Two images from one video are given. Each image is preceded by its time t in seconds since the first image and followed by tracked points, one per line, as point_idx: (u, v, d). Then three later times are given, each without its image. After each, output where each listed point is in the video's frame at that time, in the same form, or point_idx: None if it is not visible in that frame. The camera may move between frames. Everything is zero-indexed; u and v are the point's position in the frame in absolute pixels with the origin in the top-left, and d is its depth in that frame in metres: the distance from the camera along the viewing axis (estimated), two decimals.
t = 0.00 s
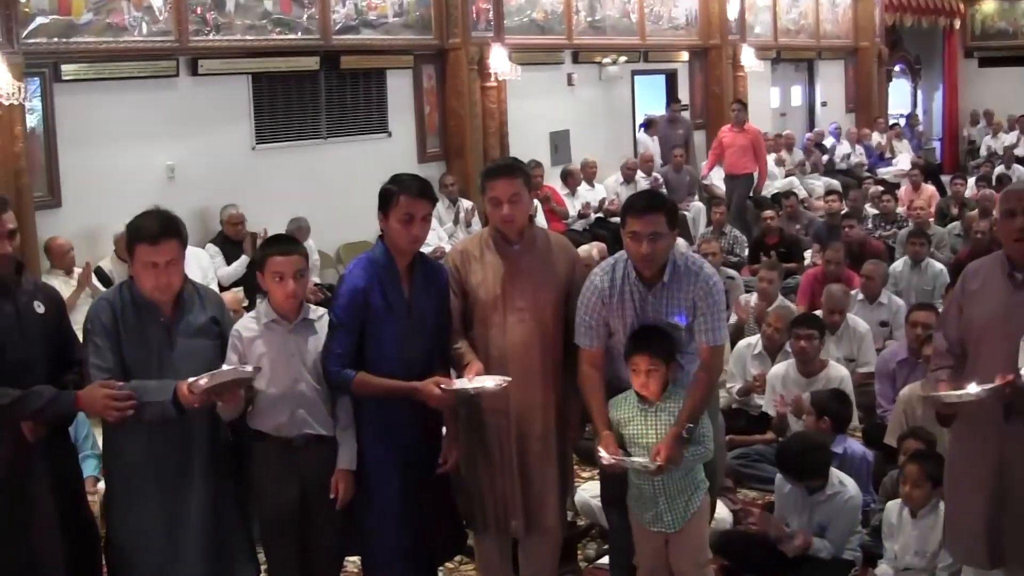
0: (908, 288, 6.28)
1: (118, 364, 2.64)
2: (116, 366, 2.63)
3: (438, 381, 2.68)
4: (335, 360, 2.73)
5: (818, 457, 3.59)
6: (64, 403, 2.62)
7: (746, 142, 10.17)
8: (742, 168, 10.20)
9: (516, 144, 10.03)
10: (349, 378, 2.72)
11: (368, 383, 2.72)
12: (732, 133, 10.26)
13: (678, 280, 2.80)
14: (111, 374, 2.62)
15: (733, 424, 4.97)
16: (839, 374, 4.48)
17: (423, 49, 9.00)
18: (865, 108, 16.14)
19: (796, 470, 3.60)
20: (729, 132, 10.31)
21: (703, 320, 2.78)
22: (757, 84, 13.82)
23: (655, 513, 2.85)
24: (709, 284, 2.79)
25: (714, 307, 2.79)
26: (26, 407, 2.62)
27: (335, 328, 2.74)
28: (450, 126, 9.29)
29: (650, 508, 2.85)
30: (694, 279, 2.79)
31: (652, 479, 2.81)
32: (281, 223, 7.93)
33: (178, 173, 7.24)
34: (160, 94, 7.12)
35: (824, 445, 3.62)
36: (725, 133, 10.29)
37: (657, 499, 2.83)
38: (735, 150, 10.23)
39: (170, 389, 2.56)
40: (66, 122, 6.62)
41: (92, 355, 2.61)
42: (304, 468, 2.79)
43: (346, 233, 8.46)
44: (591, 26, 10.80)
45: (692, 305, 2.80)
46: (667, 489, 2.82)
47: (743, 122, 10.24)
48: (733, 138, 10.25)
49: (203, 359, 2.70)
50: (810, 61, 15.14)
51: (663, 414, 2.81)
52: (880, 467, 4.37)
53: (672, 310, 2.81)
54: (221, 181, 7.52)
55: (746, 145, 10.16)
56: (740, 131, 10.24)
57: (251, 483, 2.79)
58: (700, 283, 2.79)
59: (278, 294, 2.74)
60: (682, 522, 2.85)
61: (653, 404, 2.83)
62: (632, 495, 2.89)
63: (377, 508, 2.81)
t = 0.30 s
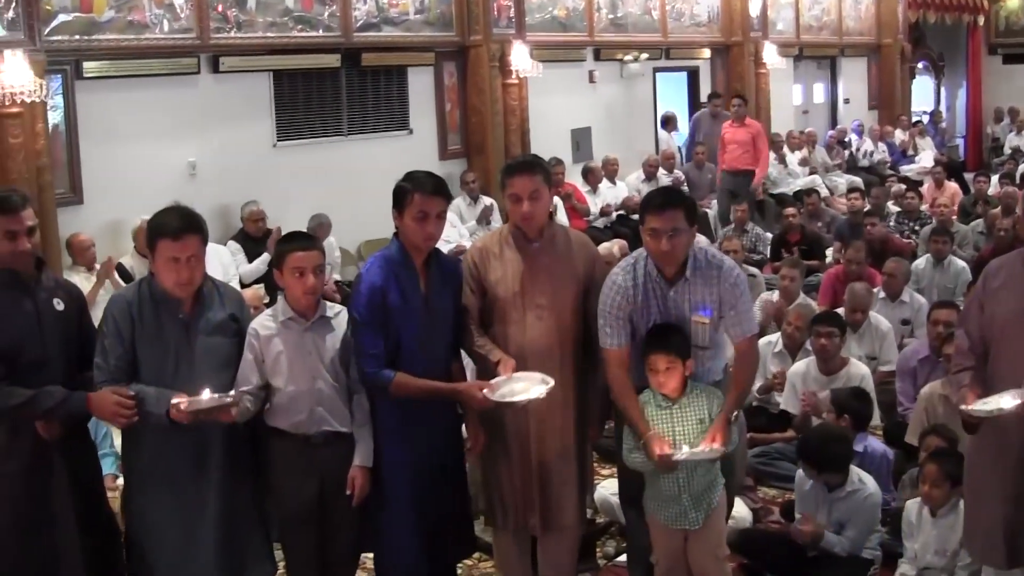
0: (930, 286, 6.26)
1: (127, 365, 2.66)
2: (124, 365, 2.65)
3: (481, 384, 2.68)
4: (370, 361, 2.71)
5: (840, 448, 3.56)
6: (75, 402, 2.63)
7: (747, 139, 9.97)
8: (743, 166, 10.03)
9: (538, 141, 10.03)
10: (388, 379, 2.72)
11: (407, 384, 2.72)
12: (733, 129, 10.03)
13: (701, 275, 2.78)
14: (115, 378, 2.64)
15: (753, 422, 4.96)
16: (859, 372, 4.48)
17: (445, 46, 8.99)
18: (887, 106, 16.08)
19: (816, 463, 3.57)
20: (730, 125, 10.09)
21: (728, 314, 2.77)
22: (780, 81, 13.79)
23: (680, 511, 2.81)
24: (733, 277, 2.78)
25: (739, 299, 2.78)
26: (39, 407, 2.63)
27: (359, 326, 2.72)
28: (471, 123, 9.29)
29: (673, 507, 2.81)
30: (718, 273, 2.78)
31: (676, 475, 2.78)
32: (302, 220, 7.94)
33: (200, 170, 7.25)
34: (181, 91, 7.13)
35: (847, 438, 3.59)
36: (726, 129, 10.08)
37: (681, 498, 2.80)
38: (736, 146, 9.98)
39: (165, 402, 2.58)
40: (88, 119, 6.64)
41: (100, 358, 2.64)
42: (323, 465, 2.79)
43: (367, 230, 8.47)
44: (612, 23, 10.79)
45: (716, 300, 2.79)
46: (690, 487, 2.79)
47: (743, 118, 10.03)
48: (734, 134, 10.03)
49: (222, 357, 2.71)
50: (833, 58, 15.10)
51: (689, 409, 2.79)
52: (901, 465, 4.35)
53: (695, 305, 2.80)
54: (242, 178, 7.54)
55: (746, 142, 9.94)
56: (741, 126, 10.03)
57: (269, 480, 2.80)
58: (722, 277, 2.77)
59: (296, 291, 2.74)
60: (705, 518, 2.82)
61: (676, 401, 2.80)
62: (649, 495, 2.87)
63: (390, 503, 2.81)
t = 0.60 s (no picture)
0: (952, 283, 6.24)
1: (150, 362, 2.67)
2: (147, 360, 2.66)
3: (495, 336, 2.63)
4: (392, 352, 2.72)
5: (863, 442, 3.55)
6: (98, 400, 2.63)
7: (745, 141, 9.30)
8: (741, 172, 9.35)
9: (560, 137, 10.02)
10: (409, 367, 2.71)
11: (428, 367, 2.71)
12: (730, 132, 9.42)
13: (721, 259, 2.78)
14: (140, 376, 2.65)
15: (774, 419, 4.95)
16: (880, 369, 4.46)
17: (467, 42, 8.99)
18: (911, 103, 16.04)
19: (836, 454, 3.56)
20: (727, 130, 9.47)
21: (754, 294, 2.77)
22: (803, 77, 13.75)
23: (707, 499, 2.79)
24: (750, 259, 2.80)
25: (759, 281, 2.80)
26: (62, 402, 2.62)
27: (380, 321, 2.73)
28: (493, 118, 9.29)
29: (701, 495, 2.79)
30: (736, 256, 2.79)
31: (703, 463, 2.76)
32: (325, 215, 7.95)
33: (222, 165, 7.26)
34: (204, 85, 7.14)
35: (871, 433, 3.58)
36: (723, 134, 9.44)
37: (706, 486, 2.78)
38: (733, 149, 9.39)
39: (196, 421, 2.57)
40: (110, 113, 6.65)
41: (123, 355, 2.65)
42: (341, 461, 2.78)
43: (389, 225, 8.47)
44: (636, 19, 10.77)
45: (738, 283, 2.79)
46: (716, 472, 2.77)
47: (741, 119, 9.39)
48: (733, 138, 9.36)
49: (240, 351, 2.71)
50: (857, 55, 15.06)
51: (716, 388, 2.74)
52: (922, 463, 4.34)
53: (717, 290, 2.78)
54: (264, 173, 7.54)
55: (743, 143, 9.29)
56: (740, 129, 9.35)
57: (288, 474, 2.80)
58: (743, 260, 2.79)
59: (314, 285, 2.73)
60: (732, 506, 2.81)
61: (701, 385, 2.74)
62: (673, 484, 2.84)
63: (408, 497, 2.80)
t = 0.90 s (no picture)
0: (971, 280, 6.22)
1: (178, 352, 2.64)
2: (179, 358, 2.64)
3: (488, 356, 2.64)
4: (390, 344, 2.73)
5: (878, 437, 3.54)
6: (120, 396, 2.62)
7: (740, 138, 9.37)
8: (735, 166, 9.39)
9: (579, 132, 10.02)
10: (404, 363, 2.72)
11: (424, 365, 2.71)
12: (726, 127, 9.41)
13: (736, 251, 2.77)
14: (175, 368, 2.62)
15: (791, 415, 4.95)
16: (898, 365, 4.44)
17: (486, 36, 8.99)
18: (932, 99, 16.01)
19: (851, 447, 3.55)
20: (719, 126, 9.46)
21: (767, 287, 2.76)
22: (823, 73, 13.73)
23: (717, 492, 2.79)
24: (766, 252, 2.78)
25: (774, 274, 2.78)
26: (85, 394, 2.63)
27: (388, 314, 2.74)
28: (512, 113, 9.29)
29: (711, 488, 2.79)
30: (751, 248, 2.77)
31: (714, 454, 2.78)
32: (343, 209, 7.96)
33: (241, 158, 7.27)
34: (223, 78, 7.15)
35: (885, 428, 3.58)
36: (717, 130, 9.43)
37: (718, 478, 2.79)
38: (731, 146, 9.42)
39: (241, 414, 2.58)
40: (129, 106, 6.66)
41: (154, 347, 2.62)
42: (356, 453, 2.79)
43: (407, 219, 8.48)
44: (655, 14, 10.76)
45: (752, 276, 2.78)
46: (729, 465, 2.79)
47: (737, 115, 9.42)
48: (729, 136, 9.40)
49: (257, 343, 2.71)
50: (877, 50, 15.03)
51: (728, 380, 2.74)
52: (939, 460, 4.33)
53: (730, 283, 2.78)
54: (283, 167, 7.55)
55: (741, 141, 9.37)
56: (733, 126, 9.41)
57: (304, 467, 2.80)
58: (759, 253, 2.78)
59: (331, 279, 2.74)
60: (744, 501, 2.80)
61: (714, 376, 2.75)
62: (691, 475, 2.85)
63: (425, 490, 2.81)
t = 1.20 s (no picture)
0: (982, 273, 6.21)
1: (191, 341, 2.65)
2: (187, 341, 2.64)
3: (522, 362, 2.70)
4: (414, 342, 2.72)
5: (889, 429, 3.52)
6: (133, 385, 2.63)
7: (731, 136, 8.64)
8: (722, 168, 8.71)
9: (592, 125, 10.01)
10: (429, 360, 2.70)
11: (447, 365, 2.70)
12: (715, 122, 8.93)
13: (743, 254, 2.77)
14: (186, 358, 2.63)
15: (803, 408, 4.95)
16: (909, 359, 4.43)
17: (499, 29, 8.98)
18: (945, 92, 15.97)
19: (862, 439, 3.53)
20: (711, 121, 8.96)
21: (767, 293, 2.75)
22: (836, 66, 13.69)
23: (716, 491, 2.81)
24: (773, 258, 2.76)
25: (777, 280, 2.75)
26: (96, 385, 2.63)
27: (403, 309, 2.74)
28: (525, 106, 9.28)
29: (710, 485, 2.82)
30: (758, 253, 2.76)
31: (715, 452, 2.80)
32: (356, 202, 7.96)
33: (253, 151, 7.28)
34: (235, 72, 7.15)
35: (896, 419, 3.55)
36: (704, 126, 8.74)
37: (718, 475, 2.80)
38: (718, 142, 8.91)
39: (255, 405, 2.59)
40: (141, 100, 6.66)
41: (165, 336, 2.63)
42: (366, 446, 2.79)
43: (419, 212, 8.48)
44: (668, 7, 10.74)
45: (758, 280, 2.77)
46: (728, 466, 2.79)
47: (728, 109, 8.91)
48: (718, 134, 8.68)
49: (269, 336, 2.71)
50: (890, 43, 14.99)
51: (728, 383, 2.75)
52: (951, 453, 4.32)
53: (737, 285, 2.78)
54: (295, 161, 7.55)
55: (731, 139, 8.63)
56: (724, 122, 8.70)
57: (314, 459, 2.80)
58: (766, 257, 2.76)
59: (342, 273, 2.74)
60: (741, 502, 2.80)
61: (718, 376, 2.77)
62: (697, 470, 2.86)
63: (435, 482, 2.81)
